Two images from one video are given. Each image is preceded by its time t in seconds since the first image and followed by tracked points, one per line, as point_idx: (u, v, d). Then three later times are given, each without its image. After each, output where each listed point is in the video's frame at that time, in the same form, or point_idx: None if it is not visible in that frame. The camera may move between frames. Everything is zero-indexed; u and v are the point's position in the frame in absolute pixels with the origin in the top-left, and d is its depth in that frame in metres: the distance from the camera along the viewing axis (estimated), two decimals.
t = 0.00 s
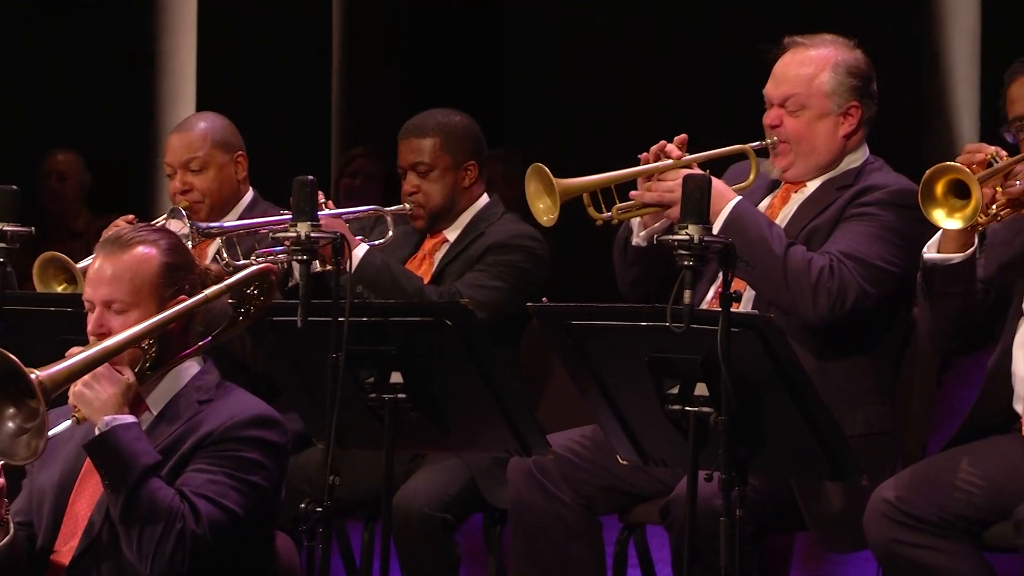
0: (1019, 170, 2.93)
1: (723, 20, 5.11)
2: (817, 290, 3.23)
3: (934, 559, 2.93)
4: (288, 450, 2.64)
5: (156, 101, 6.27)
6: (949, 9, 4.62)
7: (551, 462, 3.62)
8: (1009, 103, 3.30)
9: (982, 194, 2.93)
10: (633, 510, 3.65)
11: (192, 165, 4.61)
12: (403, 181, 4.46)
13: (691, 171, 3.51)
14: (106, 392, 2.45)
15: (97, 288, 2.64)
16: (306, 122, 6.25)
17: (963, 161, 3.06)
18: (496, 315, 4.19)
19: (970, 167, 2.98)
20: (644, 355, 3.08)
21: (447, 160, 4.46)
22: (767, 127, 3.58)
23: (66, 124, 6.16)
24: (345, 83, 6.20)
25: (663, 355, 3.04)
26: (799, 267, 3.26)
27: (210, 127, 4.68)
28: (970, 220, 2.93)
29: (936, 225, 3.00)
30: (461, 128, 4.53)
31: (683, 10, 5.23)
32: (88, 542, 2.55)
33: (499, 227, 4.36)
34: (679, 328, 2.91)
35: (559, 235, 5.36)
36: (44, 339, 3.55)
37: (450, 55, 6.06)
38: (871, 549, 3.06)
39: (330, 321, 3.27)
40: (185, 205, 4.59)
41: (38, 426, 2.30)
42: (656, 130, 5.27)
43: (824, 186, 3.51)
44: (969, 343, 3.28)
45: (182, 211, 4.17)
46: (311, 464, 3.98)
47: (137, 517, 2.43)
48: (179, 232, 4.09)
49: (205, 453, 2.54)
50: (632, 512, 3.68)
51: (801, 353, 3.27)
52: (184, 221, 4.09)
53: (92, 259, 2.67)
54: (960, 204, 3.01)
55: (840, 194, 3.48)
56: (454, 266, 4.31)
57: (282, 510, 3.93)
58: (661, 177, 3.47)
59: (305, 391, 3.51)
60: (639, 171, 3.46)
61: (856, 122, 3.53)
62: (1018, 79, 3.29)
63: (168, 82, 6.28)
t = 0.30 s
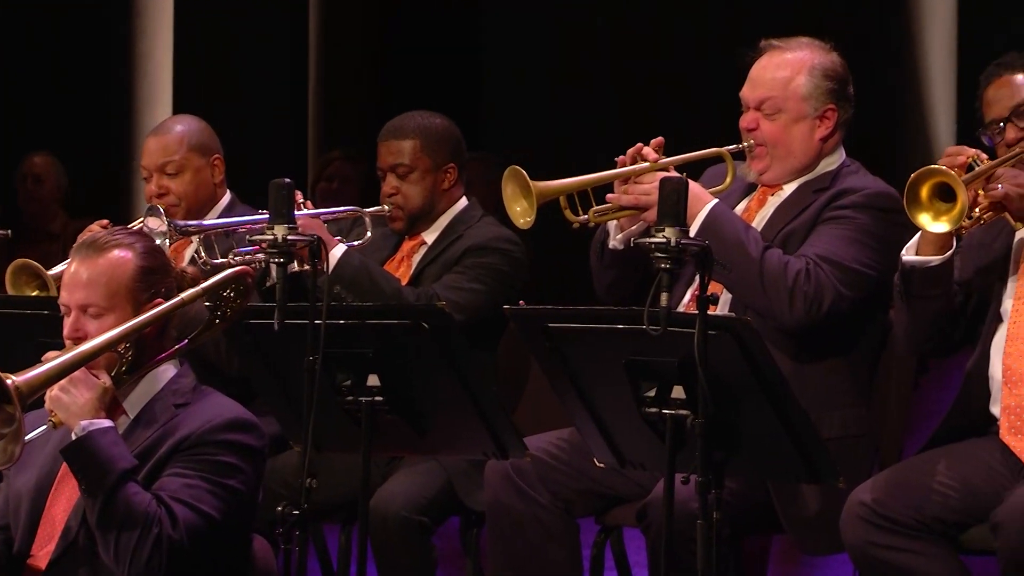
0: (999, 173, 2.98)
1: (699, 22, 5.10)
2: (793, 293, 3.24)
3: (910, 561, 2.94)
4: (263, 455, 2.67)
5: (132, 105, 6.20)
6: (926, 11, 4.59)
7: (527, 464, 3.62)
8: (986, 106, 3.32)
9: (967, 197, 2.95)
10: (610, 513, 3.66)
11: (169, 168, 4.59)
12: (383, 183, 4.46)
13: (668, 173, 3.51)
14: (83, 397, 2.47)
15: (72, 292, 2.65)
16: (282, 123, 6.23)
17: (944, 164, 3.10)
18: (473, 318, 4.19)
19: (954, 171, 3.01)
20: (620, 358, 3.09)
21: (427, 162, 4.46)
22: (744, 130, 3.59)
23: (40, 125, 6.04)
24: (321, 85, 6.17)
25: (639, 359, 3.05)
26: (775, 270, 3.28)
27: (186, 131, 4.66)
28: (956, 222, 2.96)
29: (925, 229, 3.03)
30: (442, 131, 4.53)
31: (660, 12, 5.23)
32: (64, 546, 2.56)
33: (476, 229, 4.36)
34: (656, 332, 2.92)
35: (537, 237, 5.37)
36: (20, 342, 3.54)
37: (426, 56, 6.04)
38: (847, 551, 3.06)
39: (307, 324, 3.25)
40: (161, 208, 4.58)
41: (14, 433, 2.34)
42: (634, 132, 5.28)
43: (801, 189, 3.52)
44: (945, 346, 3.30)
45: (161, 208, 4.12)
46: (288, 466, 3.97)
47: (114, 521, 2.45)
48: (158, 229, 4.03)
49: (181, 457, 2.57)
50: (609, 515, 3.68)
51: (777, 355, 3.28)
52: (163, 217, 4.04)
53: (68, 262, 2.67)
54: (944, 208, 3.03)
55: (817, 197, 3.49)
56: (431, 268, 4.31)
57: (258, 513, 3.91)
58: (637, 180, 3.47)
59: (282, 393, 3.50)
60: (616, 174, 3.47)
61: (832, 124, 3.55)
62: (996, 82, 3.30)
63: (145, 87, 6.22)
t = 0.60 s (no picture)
0: (975, 178, 3.01)
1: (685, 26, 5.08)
2: (770, 296, 3.25)
3: (886, 564, 2.96)
4: (239, 456, 2.68)
5: (110, 106, 6.14)
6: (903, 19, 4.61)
7: (504, 467, 3.62)
8: (964, 108, 3.33)
9: (943, 203, 2.97)
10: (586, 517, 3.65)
11: (143, 171, 4.57)
12: (362, 185, 4.45)
13: (645, 176, 3.52)
14: (59, 400, 2.45)
15: (48, 295, 2.63)
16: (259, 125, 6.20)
17: (921, 168, 3.11)
18: (450, 320, 4.18)
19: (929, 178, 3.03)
20: (598, 361, 3.09)
21: (407, 163, 4.45)
22: (721, 133, 3.61)
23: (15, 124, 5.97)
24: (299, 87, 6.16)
25: (616, 361, 3.06)
26: (752, 273, 3.28)
27: (161, 134, 4.64)
28: (932, 228, 2.97)
29: (899, 235, 3.03)
30: (423, 134, 4.53)
31: (648, 15, 5.21)
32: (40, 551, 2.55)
33: (455, 232, 4.36)
34: (633, 335, 2.93)
35: (514, 240, 5.37)
36: None
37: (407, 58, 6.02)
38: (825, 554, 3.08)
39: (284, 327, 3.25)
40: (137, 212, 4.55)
41: None
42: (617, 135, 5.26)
43: (778, 191, 3.53)
44: (921, 349, 3.31)
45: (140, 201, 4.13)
46: (265, 469, 3.95)
47: (91, 525, 2.44)
48: (136, 221, 4.04)
49: (158, 461, 2.56)
50: (585, 518, 3.68)
51: (754, 357, 3.29)
52: (142, 209, 4.04)
53: (44, 265, 2.66)
54: (919, 214, 3.04)
55: (793, 200, 3.50)
56: (409, 270, 4.30)
57: (235, 516, 3.90)
58: (615, 182, 3.48)
59: (259, 396, 3.49)
60: (594, 177, 3.48)
61: (810, 127, 3.57)
62: (974, 85, 3.32)
63: (118, 87, 6.16)
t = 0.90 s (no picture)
0: (950, 181, 3.02)
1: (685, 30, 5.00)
2: (747, 298, 3.26)
3: (862, 565, 2.97)
4: (217, 459, 2.67)
5: (86, 106, 6.08)
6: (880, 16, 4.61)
7: (482, 470, 3.61)
8: (941, 110, 3.32)
9: (916, 208, 3.00)
10: (564, 519, 3.65)
11: (125, 168, 4.56)
12: (341, 187, 4.44)
13: (623, 178, 3.53)
14: (35, 403, 2.46)
15: (24, 298, 2.63)
16: (237, 127, 6.18)
17: (897, 172, 3.12)
18: (428, 323, 4.18)
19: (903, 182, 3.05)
20: (575, 365, 3.09)
21: (386, 165, 4.45)
22: (699, 135, 3.62)
23: None
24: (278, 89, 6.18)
25: (593, 364, 3.05)
26: (730, 275, 3.29)
27: (145, 132, 4.63)
28: (906, 232, 2.99)
29: (873, 239, 3.06)
30: (401, 136, 4.53)
31: (648, 15, 5.12)
32: (16, 554, 2.56)
33: (433, 235, 4.36)
34: (610, 337, 2.93)
35: (491, 242, 5.37)
36: None
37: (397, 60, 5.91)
38: (803, 555, 3.09)
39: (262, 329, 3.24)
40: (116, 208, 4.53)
41: None
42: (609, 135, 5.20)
43: (755, 194, 3.54)
44: (897, 351, 3.32)
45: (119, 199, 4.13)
46: (242, 472, 3.94)
47: (67, 528, 2.44)
48: (114, 220, 4.04)
49: (134, 464, 2.55)
50: (563, 521, 3.67)
51: (731, 360, 3.30)
52: (120, 208, 4.05)
53: (20, 268, 2.65)
54: (894, 217, 3.07)
55: (771, 203, 3.52)
56: (387, 273, 4.30)
57: (212, 519, 3.88)
58: (593, 184, 3.48)
59: (237, 398, 3.48)
60: (572, 177, 3.48)
61: (787, 130, 3.58)
62: (952, 86, 3.31)
63: (98, 87, 6.10)
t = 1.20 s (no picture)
0: (922, 186, 3.04)
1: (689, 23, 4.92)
2: (724, 300, 3.27)
3: (836, 567, 2.99)
4: (193, 461, 2.67)
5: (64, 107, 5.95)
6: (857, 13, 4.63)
7: (459, 473, 3.61)
8: (915, 111, 3.33)
9: (888, 215, 3.01)
10: (541, 522, 3.66)
11: (101, 173, 4.54)
12: (317, 190, 4.43)
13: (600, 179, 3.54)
14: (11, 406, 2.45)
15: None
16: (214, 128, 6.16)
17: (871, 176, 3.17)
18: (404, 325, 4.18)
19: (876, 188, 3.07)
20: (552, 367, 3.10)
21: (363, 168, 4.45)
22: (676, 138, 3.63)
23: None
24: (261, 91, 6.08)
25: (570, 366, 3.06)
26: (707, 278, 3.29)
27: (120, 137, 4.61)
28: (878, 238, 3.01)
29: (845, 245, 3.08)
30: (377, 139, 4.52)
31: (648, 15, 5.06)
32: None
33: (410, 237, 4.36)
34: (587, 341, 2.94)
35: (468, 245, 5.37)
36: None
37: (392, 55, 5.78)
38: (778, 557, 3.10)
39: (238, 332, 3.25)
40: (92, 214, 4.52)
41: None
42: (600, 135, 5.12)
43: (732, 197, 3.55)
44: (872, 353, 3.34)
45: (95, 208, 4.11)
46: (219, 475, 3.93)
47: (42, 531, 2.44)
48: (92, 228, 4.02)
49: (110, 466, 2.55)
50: (540, 524, 3.67)
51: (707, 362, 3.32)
52: (98, 217, 4.04)
53: None
54: (866, 223, 3.08)
55: (748, 206, 3.53)
56: (364, 275, 4.29)
57: (188, 522, 3.87)
58: (571, 185, 3.48)
59: (213, 401, 3.46)
60: (550, 179, 3.48)
61: (765, 133, 3.59)
62: (926, 87, 3.32)
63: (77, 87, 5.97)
